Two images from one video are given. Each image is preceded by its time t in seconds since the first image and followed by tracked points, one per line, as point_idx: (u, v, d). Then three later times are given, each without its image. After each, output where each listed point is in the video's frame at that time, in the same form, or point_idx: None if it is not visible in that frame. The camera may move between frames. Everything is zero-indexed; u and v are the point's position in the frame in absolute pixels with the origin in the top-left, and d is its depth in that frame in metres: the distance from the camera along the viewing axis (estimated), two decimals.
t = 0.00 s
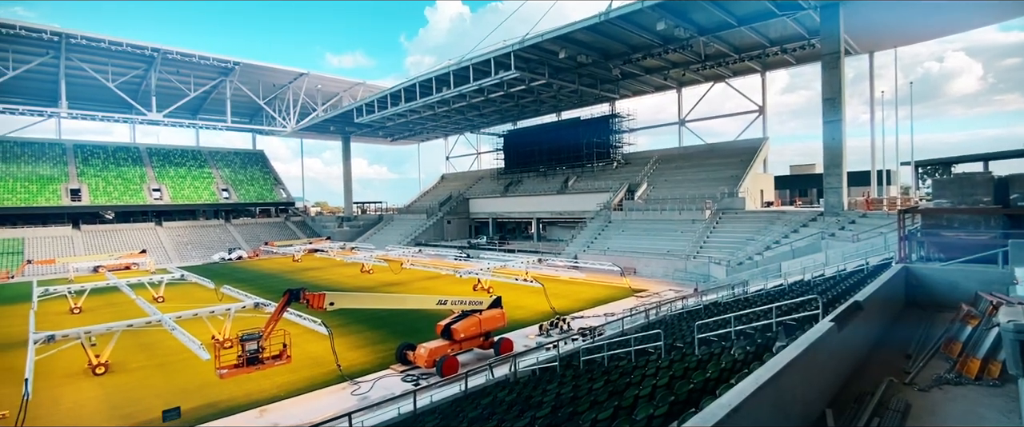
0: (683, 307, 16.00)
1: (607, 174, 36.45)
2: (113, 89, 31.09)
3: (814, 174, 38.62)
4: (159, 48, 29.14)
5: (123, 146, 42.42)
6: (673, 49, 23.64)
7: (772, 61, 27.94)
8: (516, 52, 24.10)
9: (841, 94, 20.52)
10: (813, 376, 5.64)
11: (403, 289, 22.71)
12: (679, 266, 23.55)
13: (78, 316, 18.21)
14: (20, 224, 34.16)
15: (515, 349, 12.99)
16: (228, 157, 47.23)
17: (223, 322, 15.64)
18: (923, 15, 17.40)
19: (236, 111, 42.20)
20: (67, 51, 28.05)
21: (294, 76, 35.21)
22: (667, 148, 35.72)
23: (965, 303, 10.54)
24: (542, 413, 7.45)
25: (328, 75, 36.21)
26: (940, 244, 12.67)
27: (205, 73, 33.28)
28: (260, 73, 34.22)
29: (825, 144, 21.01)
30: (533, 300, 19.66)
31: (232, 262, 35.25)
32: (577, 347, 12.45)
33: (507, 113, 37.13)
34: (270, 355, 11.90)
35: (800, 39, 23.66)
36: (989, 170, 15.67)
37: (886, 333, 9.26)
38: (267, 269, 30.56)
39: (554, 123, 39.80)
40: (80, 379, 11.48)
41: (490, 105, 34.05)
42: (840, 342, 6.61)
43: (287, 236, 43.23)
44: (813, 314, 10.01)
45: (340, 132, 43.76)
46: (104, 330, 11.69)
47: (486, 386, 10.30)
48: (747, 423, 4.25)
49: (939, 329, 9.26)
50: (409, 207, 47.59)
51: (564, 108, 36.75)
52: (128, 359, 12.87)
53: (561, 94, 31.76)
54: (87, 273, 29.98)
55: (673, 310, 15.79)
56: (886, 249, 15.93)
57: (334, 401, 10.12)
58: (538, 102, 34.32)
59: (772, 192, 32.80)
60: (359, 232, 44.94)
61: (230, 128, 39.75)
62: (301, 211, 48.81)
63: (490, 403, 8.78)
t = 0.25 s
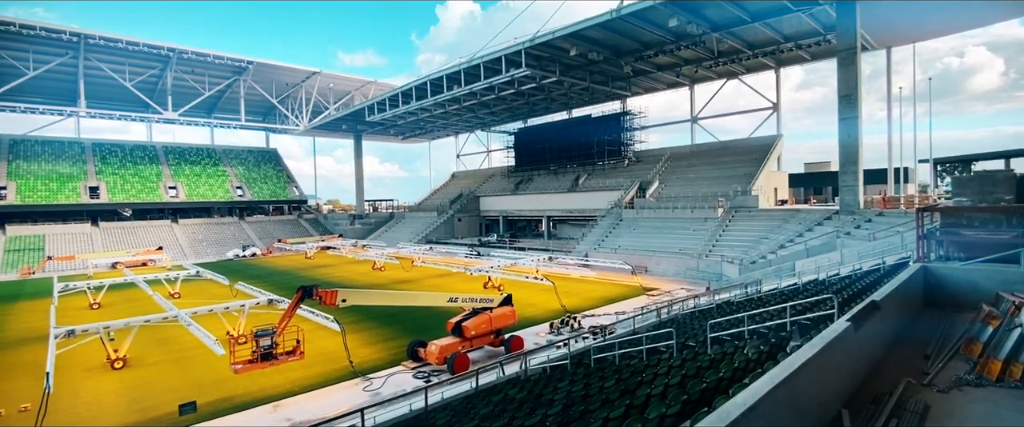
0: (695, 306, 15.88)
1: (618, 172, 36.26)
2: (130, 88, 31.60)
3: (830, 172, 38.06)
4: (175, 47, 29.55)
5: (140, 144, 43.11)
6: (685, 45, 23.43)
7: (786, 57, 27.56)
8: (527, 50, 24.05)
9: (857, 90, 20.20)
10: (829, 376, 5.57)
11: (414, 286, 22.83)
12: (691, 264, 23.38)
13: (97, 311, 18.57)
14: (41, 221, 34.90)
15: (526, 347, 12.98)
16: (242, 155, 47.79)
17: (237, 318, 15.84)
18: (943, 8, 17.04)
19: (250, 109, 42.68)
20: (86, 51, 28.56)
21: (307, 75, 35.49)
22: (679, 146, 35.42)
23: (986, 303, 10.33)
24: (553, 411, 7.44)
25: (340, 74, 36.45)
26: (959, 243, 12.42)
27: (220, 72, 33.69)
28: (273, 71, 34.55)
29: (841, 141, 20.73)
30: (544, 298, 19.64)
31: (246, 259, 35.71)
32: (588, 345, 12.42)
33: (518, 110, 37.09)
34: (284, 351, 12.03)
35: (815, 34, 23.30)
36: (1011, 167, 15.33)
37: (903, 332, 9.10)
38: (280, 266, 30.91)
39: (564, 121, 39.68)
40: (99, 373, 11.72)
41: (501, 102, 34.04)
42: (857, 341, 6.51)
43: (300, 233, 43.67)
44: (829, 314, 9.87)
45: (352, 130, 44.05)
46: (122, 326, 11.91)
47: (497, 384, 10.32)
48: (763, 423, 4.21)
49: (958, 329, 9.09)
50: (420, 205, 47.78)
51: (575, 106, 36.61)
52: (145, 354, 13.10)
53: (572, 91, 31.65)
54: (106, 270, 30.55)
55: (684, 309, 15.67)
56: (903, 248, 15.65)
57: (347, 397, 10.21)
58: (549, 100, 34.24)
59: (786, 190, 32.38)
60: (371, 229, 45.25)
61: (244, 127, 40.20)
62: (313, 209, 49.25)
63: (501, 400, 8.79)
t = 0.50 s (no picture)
0: (709, 304, 15.73)
1: (630, 170, 36.03)
2: (149, 87, 32.16)
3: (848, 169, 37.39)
4: (192, 47, 29.99)
5: (158, 142, 43.88)
6: (700, 41, 23.15)
7: (803, 52, 27.10)
8: (539, 47, 23.95)
9: (877, 86, 19.80)
10: (848, 375, 5.48)
11: (426, 283, 22.94)
12: (704, 263, 23.16)
13: (118, 306, 18.97)
14: (64, 217, 35.72)
15: (538, 344, 12.96)
16: (258, 153, 48.39)
17: (253, 313, 16.07)
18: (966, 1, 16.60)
19: (265, 108, 43.18)
20: (106, 51, 29.12)
21: (321, 73, 35.79)
22: (693, 143, 35.06)
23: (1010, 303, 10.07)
24: (566, 409, 7.43)
25: (353, 72, 36.69)
26: (983, 242, 12.12)
27: (236, 71, 34.12)
28: (288, 70, 34.90)
29: (859, 137, 20.44)
30: (556, 296, 19.61)
31: (261, 256, 36.20)
32: (600, 343, 12.36)
33: (530, 108, 37.01)
34: (299, 346, 12.17)
35: (833, 29, 22.86)
36: None
37: (924, 332, 8.93)
38: (295, 263, 31.27)
39: (577, 118, 39.50)
40: (120, 367, 11.97)
41: (513, 100, 33.99)
42: (877, 340, 6.39)
43: (314, 230, 44.14)
44: (846, 313, 9.71)
45: (365, 128, 44.35)
46: (142, 321, 12.14)
47: (510, 381, 10.34)
48: (781, 422, 4.16)
49: (981, 329, 8.88)
50: (432, 203, 47.98)
51: (588, 103, 36.42)
52: (164, 348, 13.36)
53: (584, 88, 31.50)
54: (126, 265, 31.17)
55: (698, 307, 15.54)
56: (923, 247, 15.32)
57: (361, 392, 10.30)
58: (561, 97, 34.12)
59: (802, 188, 31.90)
60: (384, 227, 45.56)
61: (259, 125, 40.68)
62: (327, 206, 49.72)
63: (514, 397, 8.80)
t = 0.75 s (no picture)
0: (726, 303, 15.55)
1: (645, 167, 35.74)
2: (170, 86, 32.76)
3: (869, 166, 36.61)
4: (211, 46, 30.46)
5: (178, 141, 44.70)
6: (716, 36, 22.84)
7: (823, 46, 26.57)
8: (554, 43, 23.84)
9: (899, 80, 19.34)
10: (871, 374, 5.37)
11: (440, 280, 23.05)
12: (720, 261, 22.90)
13: (140, 301, 19.39)
14: (88, 214, 36.62)
15: (552, 341, 12.94)
16: (275, 150, 49.04)
17: (271, 309, 16.31)
18: None
19: (282, 106, 43.74)
20: (128, 51, 29.72)
21: (337, 72, 36.11)
22: (709, 139, 34.65)
23: None
24: (580, 406, 7.41)
25: (368, 70, 36.94)
26: (1010, 241, 11.81)
27: (253, 70, 34.57)
28: (304, 69, 35.27)
29: (880, 133, 19.97)
30: (570, 293, 19.56)
31: (278, 252, 36.73)
32: (615, 341, 12.29)
33: (544, 105, 36.90)
34: (316, 341, 12.33)
35: (854, 23, 22.35)
36: None
37: (949, 332, 8.70)
38: (311, 259, 31.65)
39: (591, 115, 39.28)
40: (143, 360, 12.26)
41: (527, 97, 33.92)
42: (900, 340, 6.25)
43: (330, 227, 44.63)
44: (867, 313, 9.51)
45: (379, 126, 44.65)
46: (164, 315, 12.41)
47: (524, 378, 10.34)
48: (801, 422, 4.09)
49: (1010, 330, 8.61)
50: (446, 200, 48.16)
51: (602, 99, 36.19)
52: (185, 342, 13.63)
53: (599, 85, 31.30)
54: (148, 261, 31.87)
55: (714, 306, 15.36)
56: (948, 246, 14.95)
57: (376, 387, 10.40)
58: (575, 94, 33.95)
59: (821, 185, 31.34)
60: (398, 223, 45.89)
61: (276, 123, 41.20)
62: (343, 203, 50.21)
63: (528, 394, 8.80)
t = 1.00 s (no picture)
0: (744, 301, 15.33)
1: (662, 163, 35.39)
2: (192, 86, 33.41)
3: (894, 162, 35.71)
4: (231, 46, 30.97)
5: (201, 139, 45.61)
6: (736, 31, 22.45)
7: (846, 40, 25.96)
8: (570, 39, 23.70)
9: (926, 74, 18.81)
10: (898, 375, 5.23)
11: (456, 276, 23.13)
12: (739, 259, 22.58)
13: (164, 295, 19.86)
14: (115, 210, 37.60)
15: (567, 339, 12.92)
16: (294, 148, 49.75)
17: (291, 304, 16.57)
18: None
19: (300, 104, 44.32)
20: (152, 51, 30.39)
21: (354, 70, 36.43)
22: (727, 136, 34.14)
23: None
24: (597, 403, 7.38)
25: (385, 68, 37.18)
26: None
27: (273, 68, 35.05)
28: (322, 67, 35.66)
29: (906, 129, 19.41)
30: (585, 291, 19.48)
31: (297, 248, 37.31)
32: (631, 339, 12.21)
33: (560, 101, 36.74)
34: (334, 336, 12.48)
35: (880, 15, 21.78)
36: None
37: (978, 334, 8.42)
38: (329, 255, 32.06)
39: (607, 111, 38.99)
40: (167, 353, 12.56)
41: (543, 94, 33.81)
42: (928, 341, 6.07)
43: (348, 224, 45.17)
44: (892, 313, 9.27)
45: (396, 123, 44.97)
46: (187, 309, 12.68)
47: (540, 374, 10.34)
48: (825, 423, 4.01)
49: None
50: (462, 197, 48.33)
51: (619, 95, 35.90)
52: (208, 336, 13.93)
53: (615, 81, 31.05)
54: (172, 256, 32.61)
55: (732, 305, 15.14)
56: (977, 244, 14.51)
57: (393, 382, 10.50)
58: (591, 90, 33.74)
59: (844, 182, 30.66)
60: (414, 220, 46.22)
61: (295, 121, 41.76)
62: (360, 200, 50.74)
63: (544, 390, 8.80)
